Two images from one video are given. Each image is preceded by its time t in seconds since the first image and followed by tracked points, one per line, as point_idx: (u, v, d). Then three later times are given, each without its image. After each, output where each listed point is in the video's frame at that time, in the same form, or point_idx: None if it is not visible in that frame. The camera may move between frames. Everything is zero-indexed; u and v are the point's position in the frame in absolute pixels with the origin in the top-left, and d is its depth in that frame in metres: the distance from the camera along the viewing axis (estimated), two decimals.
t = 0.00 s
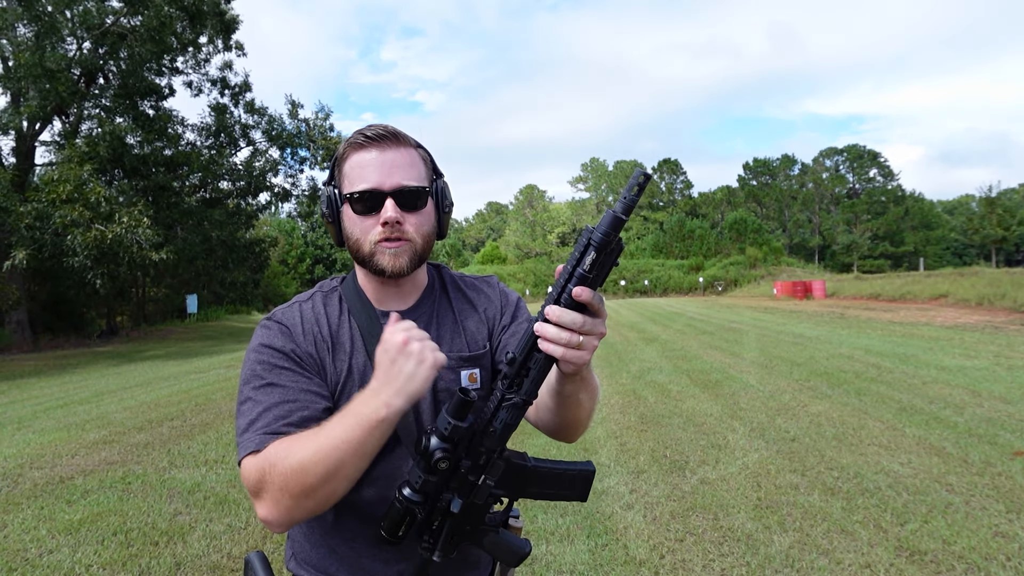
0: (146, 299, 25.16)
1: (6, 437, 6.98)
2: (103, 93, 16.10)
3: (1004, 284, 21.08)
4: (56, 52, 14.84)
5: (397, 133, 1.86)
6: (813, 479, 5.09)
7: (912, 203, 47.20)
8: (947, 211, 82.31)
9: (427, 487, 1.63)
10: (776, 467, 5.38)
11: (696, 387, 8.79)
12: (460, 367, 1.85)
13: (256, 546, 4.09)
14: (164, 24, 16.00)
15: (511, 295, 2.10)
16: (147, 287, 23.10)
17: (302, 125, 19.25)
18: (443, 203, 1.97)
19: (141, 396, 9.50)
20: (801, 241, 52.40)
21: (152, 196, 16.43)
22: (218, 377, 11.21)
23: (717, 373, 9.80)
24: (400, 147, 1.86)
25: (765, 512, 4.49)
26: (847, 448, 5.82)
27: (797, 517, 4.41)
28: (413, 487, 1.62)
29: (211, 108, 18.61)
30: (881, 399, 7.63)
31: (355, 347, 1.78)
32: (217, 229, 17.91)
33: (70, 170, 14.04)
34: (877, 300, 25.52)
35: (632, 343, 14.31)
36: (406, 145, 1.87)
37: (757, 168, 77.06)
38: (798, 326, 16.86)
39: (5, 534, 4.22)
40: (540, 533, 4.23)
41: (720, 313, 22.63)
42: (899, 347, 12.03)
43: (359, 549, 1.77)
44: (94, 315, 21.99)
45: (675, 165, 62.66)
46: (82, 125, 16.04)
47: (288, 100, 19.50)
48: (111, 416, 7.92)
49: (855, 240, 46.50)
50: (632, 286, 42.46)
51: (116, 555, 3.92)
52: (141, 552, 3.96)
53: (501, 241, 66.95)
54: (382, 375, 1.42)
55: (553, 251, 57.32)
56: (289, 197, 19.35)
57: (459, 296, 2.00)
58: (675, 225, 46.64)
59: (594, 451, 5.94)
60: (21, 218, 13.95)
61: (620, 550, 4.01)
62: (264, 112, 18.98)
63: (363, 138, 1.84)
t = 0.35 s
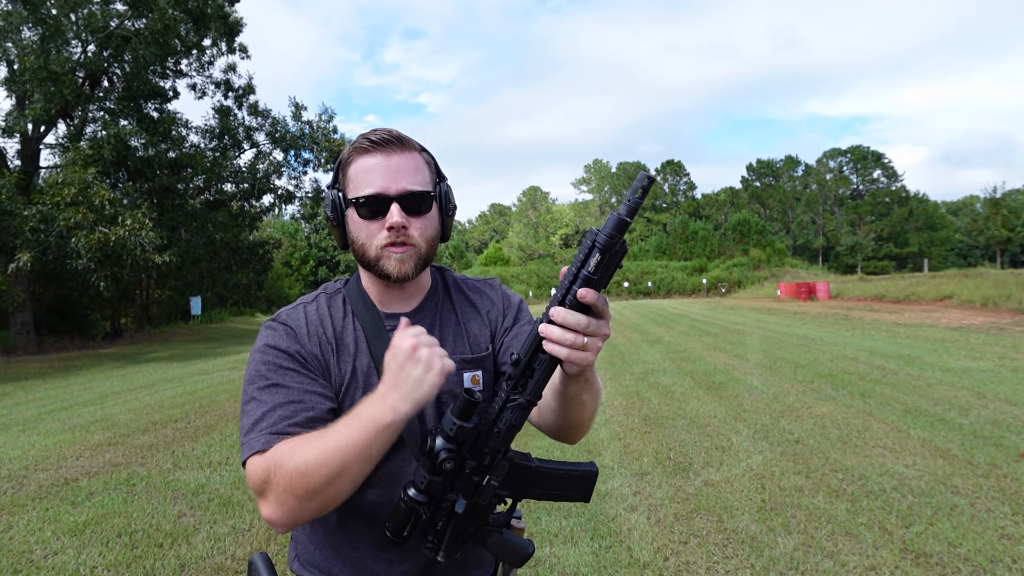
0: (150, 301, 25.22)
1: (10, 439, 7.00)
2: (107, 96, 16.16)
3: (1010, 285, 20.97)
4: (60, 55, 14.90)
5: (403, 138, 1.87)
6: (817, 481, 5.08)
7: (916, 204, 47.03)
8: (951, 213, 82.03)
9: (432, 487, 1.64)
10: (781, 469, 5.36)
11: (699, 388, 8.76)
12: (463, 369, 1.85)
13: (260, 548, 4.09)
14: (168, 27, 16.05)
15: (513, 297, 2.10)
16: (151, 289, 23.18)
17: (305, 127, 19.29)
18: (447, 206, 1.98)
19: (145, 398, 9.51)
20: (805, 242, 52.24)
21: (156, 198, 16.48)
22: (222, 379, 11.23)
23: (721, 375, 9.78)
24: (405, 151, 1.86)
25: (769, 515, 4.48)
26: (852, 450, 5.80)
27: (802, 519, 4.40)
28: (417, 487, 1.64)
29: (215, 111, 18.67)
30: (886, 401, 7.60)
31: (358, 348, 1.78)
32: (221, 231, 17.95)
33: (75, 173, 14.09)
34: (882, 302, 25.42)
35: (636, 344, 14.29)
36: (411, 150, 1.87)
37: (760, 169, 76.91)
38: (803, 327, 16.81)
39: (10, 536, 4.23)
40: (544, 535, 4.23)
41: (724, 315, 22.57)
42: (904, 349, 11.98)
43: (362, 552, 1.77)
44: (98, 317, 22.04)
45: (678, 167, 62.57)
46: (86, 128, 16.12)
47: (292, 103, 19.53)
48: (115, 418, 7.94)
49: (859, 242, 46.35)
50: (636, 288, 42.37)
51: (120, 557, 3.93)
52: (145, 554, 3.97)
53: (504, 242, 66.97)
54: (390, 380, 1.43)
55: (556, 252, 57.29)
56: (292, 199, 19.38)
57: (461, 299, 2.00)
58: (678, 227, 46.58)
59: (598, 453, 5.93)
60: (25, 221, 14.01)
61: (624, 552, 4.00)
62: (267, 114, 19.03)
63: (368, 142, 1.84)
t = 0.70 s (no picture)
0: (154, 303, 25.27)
1: (14, 440, 7.02)
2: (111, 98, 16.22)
3: (1016, 286, 20.87)
4: (65, 57, 14.96)
5: (399, 135, 1.88)
6: (821, 483, 5.06)
7: (921, 205, 46.86)
8: (955, 214, 81.79)
9: (451, 484, 1.65)
10: (785, 471, 5.35)
11: (703, 390, 8.74)
12: (469, 370, 1.85)
13: (264, 549, 4.10)
14: (172, 29, 16.10)
15: (519, 300, 2.10)
16: (155, 290, 23.24)
17: (309, 128, 19.33)
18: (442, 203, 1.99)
19: (149, 399, 9.52)
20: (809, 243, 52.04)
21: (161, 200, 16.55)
22: (225, 380, 11.23)
23: (725, 376, 9.75)
24: (402, 149, 1.88)
25: (773, 517, 4.46)
26: (856, 452, 5.78)
27: (806, 522, 4.38)
28: (435, 484, 1.65)
29: (219, 112, 18.72)
30: (891, 403, 7.56)
31: (357, 349, 1.78)
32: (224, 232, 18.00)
33: (80, 175, 14.12)
34: (887, 303, 25.32)
35: (640, 346, 14.26)
36: (407, 147, 1.88)
37: (764, 169, 76.71)
38: (807, 329, 16.75)
39: (14, 536, 4.25)
40: (547, 537, 4.22)
41: (728, 316, 22.52)
42: (909, 350, 11.93)
43: (365, 555, 1.77)
44: (103, 318, 22.09)
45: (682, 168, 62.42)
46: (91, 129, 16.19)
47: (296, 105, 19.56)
48: (119, 419, 7.95)
49: (863, 243, 46.20)
50: (639, 289, 42.28)
51: (124, 558, 3.93)
52: (149, 555, 3.98)
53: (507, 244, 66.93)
54: (370, 411, 1.49)
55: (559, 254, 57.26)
56: (296, 201, 19.41)
57: (466, 300, 2.00)
58: (682, 228, 46.49)
59: (601, 454, 5.92)
60: (30, 223, 14.08)
61: (628, 554, 4.00)
62: (271, 115, 19.09)
63: (365, 140, 1.85)
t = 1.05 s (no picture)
0: (158, 303, 25.35)
1: (19, 441, 7.04)
2: (116, 99, 16.28)
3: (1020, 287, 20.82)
4: (70, 59, 15.03)
5: (403, 138, 1.88)
6: (825, 485, 5.04)
7: (925, 206, 46.76)
8: (960, 215, 81.60)
9: (463, 481, 1.66)
10: (789, 472, 5.34)
11: (707, 391, 8.73)
12: (472, 365, 1.84)
13: (267, 550, 4.10)
14: (176, 30, 16.16)
15: (516, 297, 2.12)
16: (160, 291, 23.32)
17: (312, 129, 19.38)
18: (443, 206, 1.99)
19: (153, 399, 9.55)
20: (813, 244, 52.04)
21: (165, 201, 16.62)
22: (228, 381, 11.27)
23: (728, 377, 9.75)
24: (405, 151, 1.88)
25: (777, 518, 4.46)
26: (860, 453, 5.76)
27: (810, 523, 4.37)
28: (448, 480, 1.66)
29: (222, 114, 18.79)
30: (895, 404, 7.55)
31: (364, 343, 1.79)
32: (228, 233, 18.05)
33: (84, 177, 14.17)
34: (890, 304, 25.29)
35: (643, 346, 14.26)
36: (411, 150, 1.89)
37: (768, 170, 76.56)
38: (811, 330, 16.73)
39: (19, 537, 4.26)
40: (551, 539, 4.22)
41: (732, 317, 22.51)
42: (913, 351, 11.91)
43: (371, 556, 1.76)
44: (107, 318, 22.18)
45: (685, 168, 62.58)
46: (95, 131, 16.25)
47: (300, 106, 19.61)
48: (123, 420, 7.98)
49: (867, 244, 46.12)
50: (643, 290, 42.26)
51: (128, 558, 3.94)
52: (153, 555, 3.98)
53: (510, 245, 66.98)
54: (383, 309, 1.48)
55: (562, 255, 57.28)
56: (299, 202, 19.46)
57: (466, 297, 2.00)
58: (685, 229, 46.50)
59: (605, 455, 5.92)
60: (35, 224, 14.13)
61: (631, 555, 3.99)
62: (275, 117, 19.15)
63: (369, 142, 1.85)
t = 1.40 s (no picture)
0: (161, 304, 25.43)
1: (23, 441, 7.07)
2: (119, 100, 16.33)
3: None
4: (74, 60, 15.08)
5: (416, 140, 1.87)
6: (830, 486, 5.03)
7: (929, 206, 46.65)
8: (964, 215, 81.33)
9: (482, 488, 1.66)
10: (793, 473, 5.32)
11: (710, 391, 8.72)
12: (478, 369, 1.84)
13: (270, 551, 4.10)
14: (179, 31, 16.19)
15: (518, 301, 2.12)
16: (164, 292, 23.38)
17: (316, 130, 19.39)
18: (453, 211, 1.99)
19: (157, 400, 9.58)
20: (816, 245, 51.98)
21: (168, 202, 16.66)
22: (232, 381, 11.29)
23: (731, 377, 9.74)
24: (417, 155, 1.87)
25: (781, 519, 4.45)
26: (864, 454, 5.75)
27: (815, 524, 4.35)
28: (466, 487, 1.66)
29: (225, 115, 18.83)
30: (900, 405, 7.53)
31: (369, 348, 1.79)
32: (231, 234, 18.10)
33: (88, 177, 14.19)
34: (895, 304, 25.25)
35: (646, 347, 14.26)
36: (423, 154, 1.88)
37: (771, 170, 76.47)
38: (814, 330, 16.69)
39: (22, 537, 4.27)
40: (554, 540, 4.21)
41: (735, 317, 22.49)
42: (918, 351, 11.87)
43: (378, 560, 1.77)
44: (110, 319, 22.24)
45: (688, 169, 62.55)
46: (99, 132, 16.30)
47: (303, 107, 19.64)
48: (127, 420, 8.00)
49: (871, 244, 46.02)
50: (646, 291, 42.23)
51: (131, 559, 3.95)
52: (156, 556, 3.99)
53: (513, 245, 67.04)
54: (417, 356, 1.39)
55: (565, 255, 57.28)
56: (302, 202, 19.49)
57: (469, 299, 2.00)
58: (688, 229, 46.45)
59: (608, 456, 5.92)
60: (39, 225, 14.17)
61: (635, 556, 3.98)
62: (278, 117, 19.19)
63: (383, 143, 1.84)
